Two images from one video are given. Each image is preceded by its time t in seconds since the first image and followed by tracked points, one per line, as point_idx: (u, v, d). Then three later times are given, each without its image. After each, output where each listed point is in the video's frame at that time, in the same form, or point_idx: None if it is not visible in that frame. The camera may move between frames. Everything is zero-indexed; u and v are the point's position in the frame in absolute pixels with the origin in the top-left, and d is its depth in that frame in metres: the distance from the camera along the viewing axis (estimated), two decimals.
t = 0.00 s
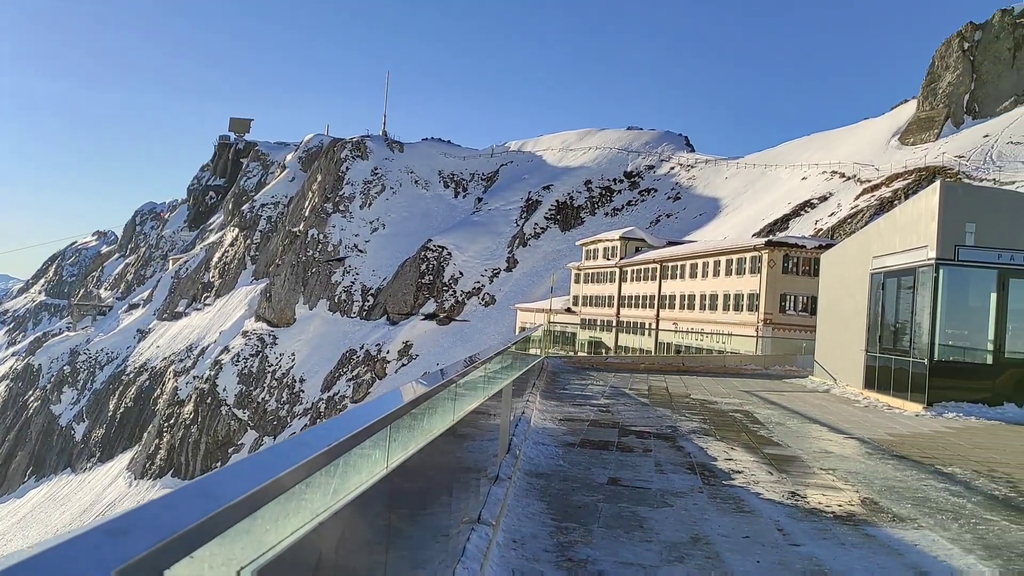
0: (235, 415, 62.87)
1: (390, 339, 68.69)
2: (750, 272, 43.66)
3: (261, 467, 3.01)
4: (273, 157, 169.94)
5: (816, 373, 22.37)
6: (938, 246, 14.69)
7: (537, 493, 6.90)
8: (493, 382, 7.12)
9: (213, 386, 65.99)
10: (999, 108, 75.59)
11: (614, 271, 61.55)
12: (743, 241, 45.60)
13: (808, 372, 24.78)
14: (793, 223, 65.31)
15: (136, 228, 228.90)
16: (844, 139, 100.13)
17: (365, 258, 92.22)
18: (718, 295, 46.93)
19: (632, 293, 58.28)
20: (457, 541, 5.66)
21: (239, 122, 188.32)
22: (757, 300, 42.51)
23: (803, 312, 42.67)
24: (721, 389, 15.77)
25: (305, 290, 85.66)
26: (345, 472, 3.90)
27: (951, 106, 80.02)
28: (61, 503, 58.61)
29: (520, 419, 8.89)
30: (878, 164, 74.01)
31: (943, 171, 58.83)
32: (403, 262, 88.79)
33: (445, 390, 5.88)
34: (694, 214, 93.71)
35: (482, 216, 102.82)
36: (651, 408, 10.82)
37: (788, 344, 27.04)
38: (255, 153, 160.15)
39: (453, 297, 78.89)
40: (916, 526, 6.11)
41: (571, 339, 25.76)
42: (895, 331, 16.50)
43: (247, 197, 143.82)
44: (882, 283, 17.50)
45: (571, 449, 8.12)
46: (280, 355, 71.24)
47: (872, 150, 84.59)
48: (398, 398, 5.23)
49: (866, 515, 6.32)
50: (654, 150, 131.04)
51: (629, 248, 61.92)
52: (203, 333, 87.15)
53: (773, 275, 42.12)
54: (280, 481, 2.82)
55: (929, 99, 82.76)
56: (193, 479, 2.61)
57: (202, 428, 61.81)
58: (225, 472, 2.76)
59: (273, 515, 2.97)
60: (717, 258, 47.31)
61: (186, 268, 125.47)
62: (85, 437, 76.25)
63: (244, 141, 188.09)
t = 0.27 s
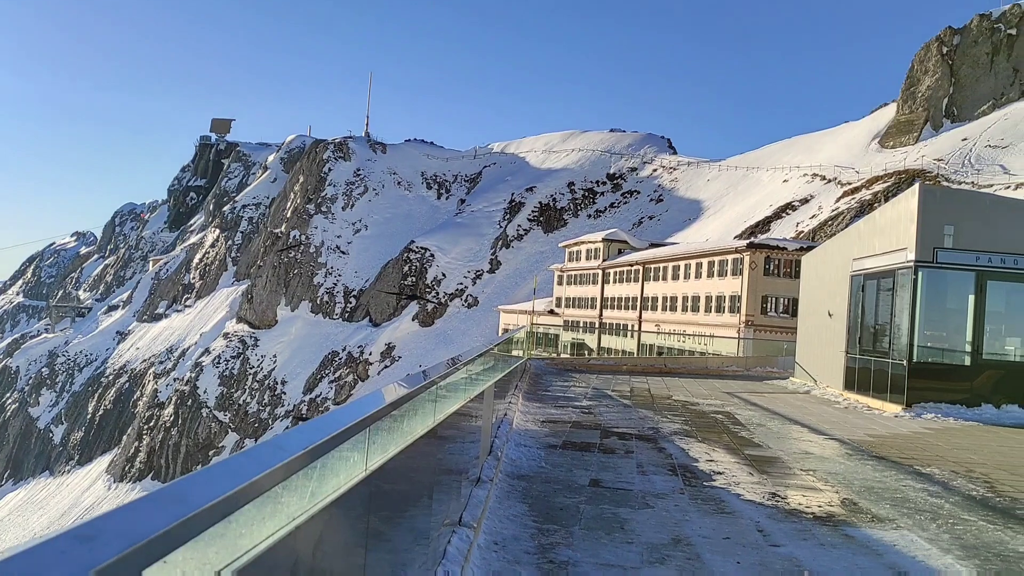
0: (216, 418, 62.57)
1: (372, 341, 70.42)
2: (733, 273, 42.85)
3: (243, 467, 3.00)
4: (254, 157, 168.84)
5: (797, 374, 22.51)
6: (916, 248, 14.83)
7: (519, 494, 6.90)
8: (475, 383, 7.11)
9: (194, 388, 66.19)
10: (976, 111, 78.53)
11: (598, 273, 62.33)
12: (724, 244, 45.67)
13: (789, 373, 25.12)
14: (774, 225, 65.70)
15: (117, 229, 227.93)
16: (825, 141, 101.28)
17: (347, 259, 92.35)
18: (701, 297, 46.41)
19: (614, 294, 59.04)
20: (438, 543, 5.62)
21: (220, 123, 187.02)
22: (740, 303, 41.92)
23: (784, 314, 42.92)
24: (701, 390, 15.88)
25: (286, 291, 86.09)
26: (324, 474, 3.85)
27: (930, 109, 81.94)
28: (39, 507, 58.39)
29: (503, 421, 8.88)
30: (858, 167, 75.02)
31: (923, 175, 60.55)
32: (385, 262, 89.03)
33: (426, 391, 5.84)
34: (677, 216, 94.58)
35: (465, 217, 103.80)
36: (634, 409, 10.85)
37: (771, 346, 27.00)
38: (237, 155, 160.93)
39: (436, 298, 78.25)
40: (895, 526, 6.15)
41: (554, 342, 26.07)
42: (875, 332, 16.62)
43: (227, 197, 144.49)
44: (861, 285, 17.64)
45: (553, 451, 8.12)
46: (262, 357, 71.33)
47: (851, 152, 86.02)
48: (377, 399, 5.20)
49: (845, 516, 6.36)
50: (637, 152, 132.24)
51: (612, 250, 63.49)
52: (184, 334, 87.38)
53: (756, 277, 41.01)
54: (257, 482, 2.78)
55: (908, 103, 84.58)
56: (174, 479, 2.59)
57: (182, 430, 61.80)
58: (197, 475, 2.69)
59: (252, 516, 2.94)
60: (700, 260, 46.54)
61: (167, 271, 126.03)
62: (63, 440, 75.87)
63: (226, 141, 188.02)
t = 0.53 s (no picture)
0: (196, 420, 61.14)
1: (354, 343, 71.16)
2: (714, 274, 44.30)
3: (224, 468, 2.99)
4: (235, 159, 167.71)
5: (777, 376, 22.66)
6: (896, 250, 14.93)
7: (501, 496, 6.88)
8: (456, 385, 7.11)
9: (174, 390, 64.93)
10: (954, 116, 81.64)
11: (580, 275, 62.10)
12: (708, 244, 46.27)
13: (769, 375, 25.80)
14: (756, 227, 66.04)
15: (95, 230, 226.18)
16: (806, 143, 102.33)
17: (329, 261, 92.20)
18: (682, 300, 47.73)
19: (597, 296, 59.46)
20: (419, 546, 5.57)
21: (199, 122, 185.60)
22: (721, 303, 43.17)
23: (765, 315, 43.35)
24: (683, 392, 15.92)
25: (268, 293, 86.24)
26: (303, 477, 3.80)
27: (909, 112, 83.57)
28: (14, 513, 57.81)
29: (484, 423, 8.86)
30: (837, 170, 75.77)
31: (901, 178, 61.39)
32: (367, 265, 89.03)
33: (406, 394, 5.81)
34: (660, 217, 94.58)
35: (448, 220, 104.61)
36: (616, 411, 10.88)
37: (752, 347, 27.87)
38: (217, 156, 160.61)
39: (418, 300, 78.71)
40: (874, 527, 6.19)
41: (536, 343, 25.64)
42: (855, 334, 16.73)
43: (208, 199, 144.37)
44: (841, 287, 17.78)
45: (534, 453, 8.12)
46: (244, 360, 70.36)
47: (831, 155, 86.88)
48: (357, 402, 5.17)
49: (825, 517, 6.39)
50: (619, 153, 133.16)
51: (595, 251, 62.56)
52: (164, 336, 87.15)
53: (737, 278, 42.74)
54: (237, 484, 2.75)
55: (887, 106, 85.94)
56: (155, 480, 2.58)
57: (161, 434, 60.35)
58: (172, 478, 2.62)
59: (234, 516, 2.93)
60: (682, 262, 47.86)
61: (146, 272, 125.79)
62: (40, 444, 75.23)
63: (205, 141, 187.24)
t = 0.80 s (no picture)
0: (178, 424, 62.74)
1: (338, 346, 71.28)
2: (698, 276, 44.51)
3: (206, 468, 2.97)
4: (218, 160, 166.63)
5: (760, 377, 22.78)
6: (876, 252, 15.06)
7: (484, 498, 6.88)
8: (439, 387, 7.11)
9: (156, 393, 65.61)
10: (934, 118, 83.24)
11: (564, 276, 61.99)
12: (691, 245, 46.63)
13: (753, 376, 25.26)
14: (739, 229, 66.52)
15: (76, 233, 224.85)
16: (789, 145, 103.41)
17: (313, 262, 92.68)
18: (666, 301, 47.94)
19: (581, 298, 59.47)
20: (401, 549, 5.54)
21: (181, 122, 184.16)
22: (704, 305, 43.39)
23: (749, 316, 43.40)
24: (666, 393, 15.99)
25: (251, 295, 86.67)
26: (284, 480, 3.74)
27: (889, 115, 84.38)
28: None
29: (468, 425, 8.86)
30: (819, 171, 76.45)
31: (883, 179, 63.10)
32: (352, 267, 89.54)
33: (388, 397, 5.77)
34: (643, 219, 95.71)
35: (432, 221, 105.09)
36: (599, 412, 10.92)
37: (736, 348, 27.68)
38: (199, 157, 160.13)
39: (402, 302, 78.77)
40: (855, 527, 6.23)
41: (521, 345, 25.91)
42: (837, 335, 16.85)
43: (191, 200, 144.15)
44: (823, 289, 17.89)
45: (518, 455, 8.12)
46: (225, 362, 71.31)
47: (813, 156, 86.06)
48: (339, 404, 5.13)
49: (806, 517, 6.43)
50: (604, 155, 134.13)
51: (579, 253, 62.25)
52: (145, 339, 87.00)
53: (720, 279, 42.96)
54: (215, 487, 2.70)
55: (869, 109, 86.27)
56: (135, 482, 2.56)
57: (143, 436, 61.50)
58: (146, 482, 2.56)
59: (217, 517, 2.92)
60: (666, 264, 48.05)
61: (128, 274, 125.68)
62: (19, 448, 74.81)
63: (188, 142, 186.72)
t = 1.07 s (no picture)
0: (161, 426, 61.96)
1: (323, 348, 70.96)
2: (682, 278, 44.39)
3: (189, 469, 2.98)
4: (202, 161, 165.73)
5: (744, 377, 22.89)
6: (859, 254, 15.17)
7: (468, 500, 6.88)
8: (424, 390, 7.09)
9: (138, 396, 65.34)
10: (916, 121, 84.70)
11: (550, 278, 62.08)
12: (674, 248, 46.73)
13: (737, 377, 25.71)
14: (723, 231, 66.99)
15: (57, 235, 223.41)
16: (773, 147, 104.57)
17: (297, 265, 93.36)
18: (651, 302, 47.78)
19: (565, 299, 59.57)
20: (384, 553, 5.50)
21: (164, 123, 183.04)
22: (688, 308, 43.29)
23: (733, 318, 43.58)
24: (652, 394, 16.00)
25: (235, 298, 86.64)
26: (265, 481, 3.71)
27: (872, 117, 86.61)
28: None
29: (453, 427, 8.85)
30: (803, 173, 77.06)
31: (865, 182, 64.17)
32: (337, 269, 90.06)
33: (372, 398, 5.75)
34: (628, 220, 96.58)
35: (417, 223, 105.67)
36: (584, 414, 10.94)
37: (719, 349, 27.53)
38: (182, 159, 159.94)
39: (387, 304, 79.47)
40: (838, 527, 6.26)
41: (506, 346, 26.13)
42: (820, 336, 16.95)
43: (175, 203, 144.11)
44: (806, 290, 18.00)
45: (504, 457, 8.12)
46: (210, 365, 71.08)
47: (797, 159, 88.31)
48: (323, 405, 5.11)
49: (790, 518, 6.46)
50: (588, 157, 135.07)
51: (565, 254, 62.96)
52: (128, 342, 86.74)
53: (705, 282, 42.75)
54: (194, 490, 2.67)
55: (852, 112, 88.82)
56: (114, 483, 2.54)
57: (126, 440, 60.97)
58: (122, 487, 2.52)
59: (200, 518, 2.90)
60: (650, 266, 47.82)
61: (111, 277, 125.74)
62: None
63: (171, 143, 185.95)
